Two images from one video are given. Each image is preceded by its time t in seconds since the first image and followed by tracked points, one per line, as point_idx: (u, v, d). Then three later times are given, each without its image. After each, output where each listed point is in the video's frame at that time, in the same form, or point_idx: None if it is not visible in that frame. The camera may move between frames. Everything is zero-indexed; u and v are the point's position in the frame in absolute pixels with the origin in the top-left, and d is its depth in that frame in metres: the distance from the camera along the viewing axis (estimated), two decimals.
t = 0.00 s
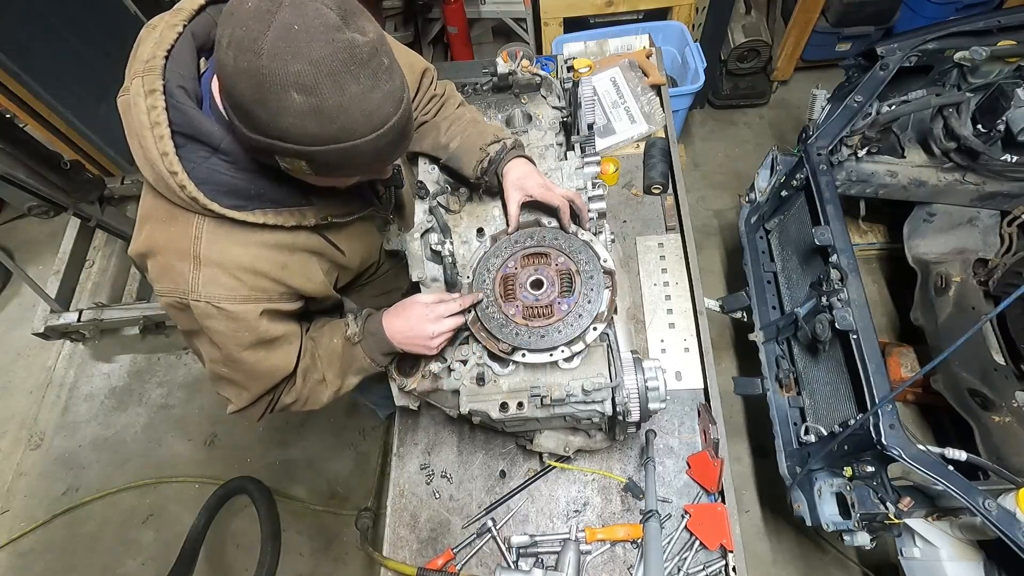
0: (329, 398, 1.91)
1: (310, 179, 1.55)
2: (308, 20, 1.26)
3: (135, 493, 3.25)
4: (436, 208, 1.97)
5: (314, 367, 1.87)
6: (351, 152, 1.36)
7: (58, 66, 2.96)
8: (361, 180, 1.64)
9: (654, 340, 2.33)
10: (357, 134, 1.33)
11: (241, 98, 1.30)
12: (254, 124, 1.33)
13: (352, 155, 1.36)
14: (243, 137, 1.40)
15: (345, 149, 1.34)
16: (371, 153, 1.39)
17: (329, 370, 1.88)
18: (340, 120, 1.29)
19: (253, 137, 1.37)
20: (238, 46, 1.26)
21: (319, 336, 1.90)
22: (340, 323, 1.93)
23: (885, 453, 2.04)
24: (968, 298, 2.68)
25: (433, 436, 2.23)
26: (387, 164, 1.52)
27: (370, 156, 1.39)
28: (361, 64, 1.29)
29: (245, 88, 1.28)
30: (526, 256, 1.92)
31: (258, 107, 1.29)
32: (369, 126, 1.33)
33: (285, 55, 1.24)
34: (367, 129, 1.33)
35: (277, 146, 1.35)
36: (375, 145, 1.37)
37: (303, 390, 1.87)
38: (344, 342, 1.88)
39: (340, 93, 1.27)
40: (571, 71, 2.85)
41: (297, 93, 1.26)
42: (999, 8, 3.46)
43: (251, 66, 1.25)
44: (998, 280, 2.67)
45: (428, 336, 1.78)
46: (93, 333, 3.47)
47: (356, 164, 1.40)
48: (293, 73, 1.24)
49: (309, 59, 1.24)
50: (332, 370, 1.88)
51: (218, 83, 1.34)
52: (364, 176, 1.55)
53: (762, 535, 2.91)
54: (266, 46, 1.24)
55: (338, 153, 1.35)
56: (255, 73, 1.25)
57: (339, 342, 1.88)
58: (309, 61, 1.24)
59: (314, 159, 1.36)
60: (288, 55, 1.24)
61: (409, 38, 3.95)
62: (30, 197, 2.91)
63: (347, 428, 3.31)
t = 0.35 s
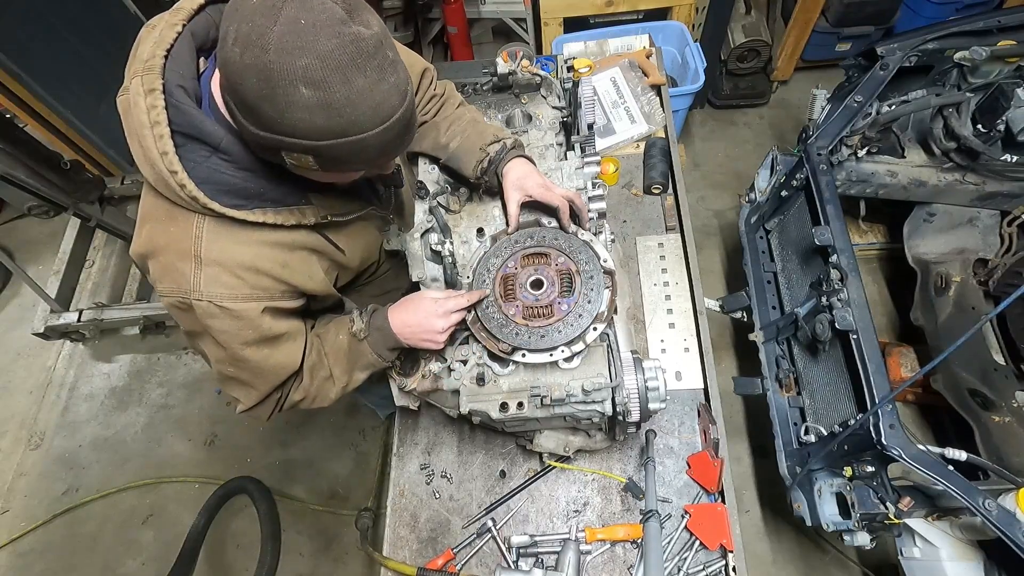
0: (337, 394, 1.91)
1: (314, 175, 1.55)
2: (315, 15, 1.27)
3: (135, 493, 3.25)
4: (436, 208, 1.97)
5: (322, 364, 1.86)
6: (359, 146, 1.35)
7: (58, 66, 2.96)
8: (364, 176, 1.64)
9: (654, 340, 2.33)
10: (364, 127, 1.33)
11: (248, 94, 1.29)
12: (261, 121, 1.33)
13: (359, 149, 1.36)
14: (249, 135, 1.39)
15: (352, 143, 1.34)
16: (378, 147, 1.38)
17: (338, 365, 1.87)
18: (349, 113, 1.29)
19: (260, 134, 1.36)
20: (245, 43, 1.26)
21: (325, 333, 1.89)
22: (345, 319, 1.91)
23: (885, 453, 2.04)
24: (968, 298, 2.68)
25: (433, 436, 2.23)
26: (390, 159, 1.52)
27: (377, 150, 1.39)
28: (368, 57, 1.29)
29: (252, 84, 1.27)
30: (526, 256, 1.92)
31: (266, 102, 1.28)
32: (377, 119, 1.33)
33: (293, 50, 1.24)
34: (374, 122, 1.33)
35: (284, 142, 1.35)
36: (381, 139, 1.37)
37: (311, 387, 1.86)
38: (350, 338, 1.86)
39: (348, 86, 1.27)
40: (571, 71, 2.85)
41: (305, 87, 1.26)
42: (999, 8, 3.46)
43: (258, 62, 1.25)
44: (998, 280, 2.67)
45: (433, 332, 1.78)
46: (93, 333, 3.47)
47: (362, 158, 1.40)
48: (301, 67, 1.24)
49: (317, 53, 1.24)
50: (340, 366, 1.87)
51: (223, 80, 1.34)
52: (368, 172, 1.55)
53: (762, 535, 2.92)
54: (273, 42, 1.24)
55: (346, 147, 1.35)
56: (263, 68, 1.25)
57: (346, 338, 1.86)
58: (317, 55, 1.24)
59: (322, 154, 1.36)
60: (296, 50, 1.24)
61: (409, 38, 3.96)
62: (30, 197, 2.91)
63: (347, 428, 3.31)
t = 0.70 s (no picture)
0: (338, 394, 1.91)
1: (316, 171, 1.55)
2: (316, 10, 1.26)
3: (135, 493, 3.25)
4: (436, 208, 1.97)
5: (322, 364, 1.87)
6: (361, 141, 1.36)
7: (58, 66, 2.96)
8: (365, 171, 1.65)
9: (654, 340, 2.33)
10: (367, 122, 1.33)
11: (251, 92, 1.29)
12: (264, 118, 1.33)
13: (362, 144, 1.37)
14: (251, 132, 1.39)
15: (356, 138, 1.35)
16: (380, 142, 1.39)
17: (339, 365, 1.87)
18: (352, 108, 1.29)
19: (262, 131, 1.36)
20: (246, 39, 1.26)
21: (326, 332, 1.90)
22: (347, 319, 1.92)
23: (885, 453, 2.04)
24: (968, 298, 2.68)
25: (433, 436, 2.23)
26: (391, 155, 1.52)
27: (379, 144, 1.40)
28: (369, 52, 1.29)
29: (255, 81, 1.27)
30: (526, 256, 1.92)
31: (269, 99, 1.28)
32: (379, 113, 1.33)
33: (296, 46, 1.24)
34: (376, 117, 1.34)
35: (288, 138, 1.35)
36: (384, 133, 1.38)
37: (314, 387, 1.87)
38: (351, 337, 1.87)
39: (350, 81, 1.27)
40: (571, 71, 2.85)
41: (308, 83, 1.26)
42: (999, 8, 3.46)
43: (260, 58, 1.25)
44: (998, 280, 2.66)
45: (437, 327, 1.79)
46: (93, 333, 3.47)
47: (365, 153, 1.41)
48: (305, 63, 1.24)
49: (319, 49, 1.24)
50: (340, 366, 1.87)
51: (224, 78, 1.33)
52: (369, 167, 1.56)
53: (761, 535, 2.91)
54: (275, 37, 1.24)
55: (349, 142, 1.35)
56: (265, 65, 1.25)
57: (346, 338, 1.87)
58: (319, 50, 1.24)
59: (325, 150, 1.37)
60: (299, 45, 1.24)
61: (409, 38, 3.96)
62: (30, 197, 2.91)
63: (347, 428, 3.31)
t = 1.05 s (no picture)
0: (320, 404, 1.93)
1: (318, 171, 1.55)
2: (318, 11, 1.27)
3: (135, 493, 3.25)
4: (436, 208, 1.97)
5: (321, 365, 1.87)
6: (364, 140, 1.36)
7: (58, 66, 2.96)
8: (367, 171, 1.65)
9: (654, 340, 2.33)
10: (370, 121, 1.33)
11: (253, 92, 1.29)
12: (267, 118, 1.33)
13: (364, 143, 1.36)
14: (253, 133, 1.39)
15: (358, 138, 1.34)
16: (382, 140, 1.38)
17: (324, 378, 1.89)
18: (355, 107, 1.29)
19: (265, 131, 1.36)
20: (249, 40, 1.26)
21: (318, 341, 1.90)
22: (341, 332, 1.94)
23: (885, 453, 2.04)
24: (968, 298, 2.68)
25: (433, 436, 2.23)
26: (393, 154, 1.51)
27: (382, 144, 1.40)
28: (371, 51, 1.29)
29: (257, 81, 1.27)
30: (526, 256, 1.92)
31: (272, 100, 1.28)
32: (382, 112, 1.33)
33: (298, 46, 1.24)
34: (379, 115, 1.33)
35: (291, 138, 1.35)
36: (387, 132, 1.37)
37: (297, 393, 1.87)
38: (341, 353, 1.89)
39: (353, 80, 1.27)
40: (571, 71, 2.85)
41: (311, 83, 1.26)
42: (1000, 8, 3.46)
43: (263, 59, 1.25)
44: (998, 280, 2.66)
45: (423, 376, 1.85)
46: (93, 333, 3.46)
47: (367, 153, 1.40)
48: (307, 63, 1.24)
49: (322, 49, 1.24)
50: (326, 378, 1.89)
51: (227, 79, 1.34)
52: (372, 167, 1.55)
53: (762, 535, 2.92)
54: (277, 38, 1.24)
55: (351, 142, 1.35)
56: (267, 65, 1.25)
57: (335, 352, 1.89)
58: (322, 50, 1.24)
59: (328, 149, 1.36)
60: (301, 45, 1.24)
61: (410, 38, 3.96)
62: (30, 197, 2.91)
63: (347, 428, 3.31)
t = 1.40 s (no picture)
0: (326, 407, 1.93)
1: (326, 171, 1.55)
2: (316, 13, 1.26)
3: (135, 493, 3.25)
4: (436, 208, 1.97)
5: (321, 369, 1.88)
6: (373, 137, 1.36)
7: (58, 66, 2.95)
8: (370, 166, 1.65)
9: (654, 340, 2.33)
10: (378, 118, 1.34)
11: (261, 102, 1.29)
12: (275, 125, 1.33)
13: (374, 140, 1.37)
14: (261, 139, 1.39)
15: (368, 135, 1.35)
16: (391, 135, 1.39)
17: (332, 382, 1.89)
18: (363, 106, 1.30)
19: (273, 138, 1.37)
20: (251, 50, 1.25)
21: (328, 346, 1.92)
22: (352, 337, 1.94)
23: (885, 453, 2.04)
24: (968, 298, 2.68)
25: (433, 436, 2.23)
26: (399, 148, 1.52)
27: (390, 139, 1.40)
28: (373, 48, 1.29)
29: (263, 90, 1.27)
30: (526, 256, 1.92)
31: (280, 107, 1.29)
32: (389, 108, 1.34)
33: (302, 51, 1.24)
34: (387, 111, 1.34)
35: (301, 143, 1.35)
36: (394, 126, 1.38)
37: (303, 395, 1.88)
38: (350, 359, 1.88)
39: (358, 79, 1.28)
40: (571, 71, 2.85)
41: (319, 87, 1.26)
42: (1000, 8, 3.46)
43: (268, 68, 1.25)
44: (998, 280, 2.66)
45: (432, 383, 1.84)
46: (93, 333, 3.46)
47: (376, 149, 1.41)
48: (313, 67, 1.24)
49: (326, 51, 1.24)
50: (334, 383, 1.89)
51: (231, 89, 1.33)
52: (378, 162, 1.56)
53: (761, 535, 2.92)
54: (279, 44, 1.24)
55: (361, 140, 1.36)
56: (273, 72, 1.25)
57: (345, 357, 1.88)
58: (326, 52, 1.24)
59: (339, 150, 1.37)
60: (305, 50, 1.24)
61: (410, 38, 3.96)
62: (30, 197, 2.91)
63: (347, 428, 3.31)
